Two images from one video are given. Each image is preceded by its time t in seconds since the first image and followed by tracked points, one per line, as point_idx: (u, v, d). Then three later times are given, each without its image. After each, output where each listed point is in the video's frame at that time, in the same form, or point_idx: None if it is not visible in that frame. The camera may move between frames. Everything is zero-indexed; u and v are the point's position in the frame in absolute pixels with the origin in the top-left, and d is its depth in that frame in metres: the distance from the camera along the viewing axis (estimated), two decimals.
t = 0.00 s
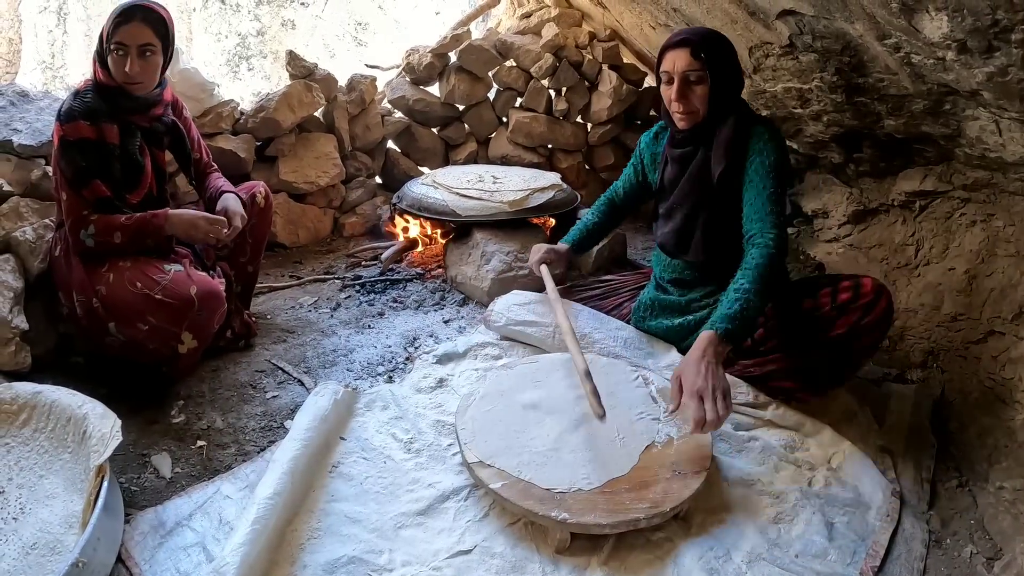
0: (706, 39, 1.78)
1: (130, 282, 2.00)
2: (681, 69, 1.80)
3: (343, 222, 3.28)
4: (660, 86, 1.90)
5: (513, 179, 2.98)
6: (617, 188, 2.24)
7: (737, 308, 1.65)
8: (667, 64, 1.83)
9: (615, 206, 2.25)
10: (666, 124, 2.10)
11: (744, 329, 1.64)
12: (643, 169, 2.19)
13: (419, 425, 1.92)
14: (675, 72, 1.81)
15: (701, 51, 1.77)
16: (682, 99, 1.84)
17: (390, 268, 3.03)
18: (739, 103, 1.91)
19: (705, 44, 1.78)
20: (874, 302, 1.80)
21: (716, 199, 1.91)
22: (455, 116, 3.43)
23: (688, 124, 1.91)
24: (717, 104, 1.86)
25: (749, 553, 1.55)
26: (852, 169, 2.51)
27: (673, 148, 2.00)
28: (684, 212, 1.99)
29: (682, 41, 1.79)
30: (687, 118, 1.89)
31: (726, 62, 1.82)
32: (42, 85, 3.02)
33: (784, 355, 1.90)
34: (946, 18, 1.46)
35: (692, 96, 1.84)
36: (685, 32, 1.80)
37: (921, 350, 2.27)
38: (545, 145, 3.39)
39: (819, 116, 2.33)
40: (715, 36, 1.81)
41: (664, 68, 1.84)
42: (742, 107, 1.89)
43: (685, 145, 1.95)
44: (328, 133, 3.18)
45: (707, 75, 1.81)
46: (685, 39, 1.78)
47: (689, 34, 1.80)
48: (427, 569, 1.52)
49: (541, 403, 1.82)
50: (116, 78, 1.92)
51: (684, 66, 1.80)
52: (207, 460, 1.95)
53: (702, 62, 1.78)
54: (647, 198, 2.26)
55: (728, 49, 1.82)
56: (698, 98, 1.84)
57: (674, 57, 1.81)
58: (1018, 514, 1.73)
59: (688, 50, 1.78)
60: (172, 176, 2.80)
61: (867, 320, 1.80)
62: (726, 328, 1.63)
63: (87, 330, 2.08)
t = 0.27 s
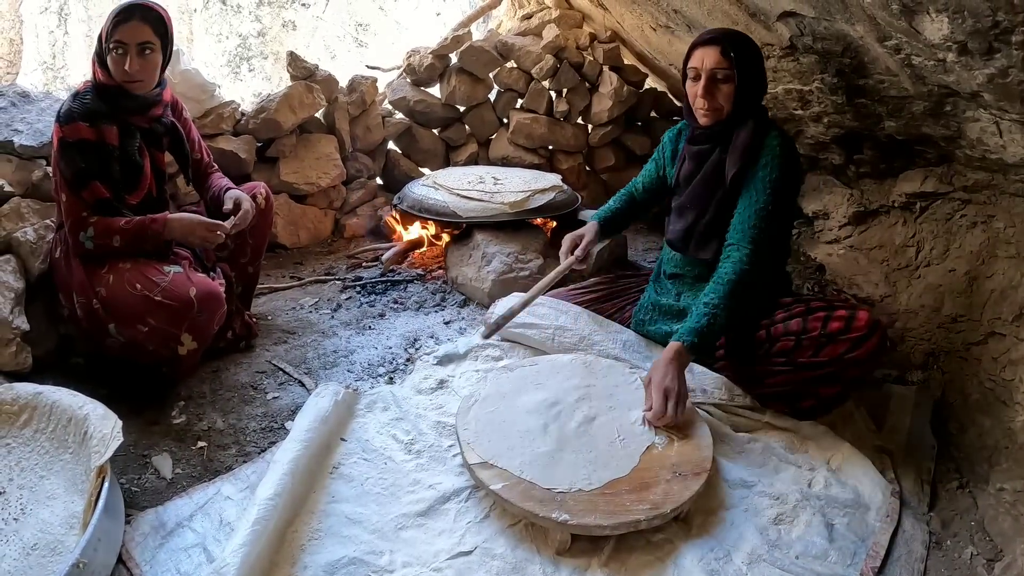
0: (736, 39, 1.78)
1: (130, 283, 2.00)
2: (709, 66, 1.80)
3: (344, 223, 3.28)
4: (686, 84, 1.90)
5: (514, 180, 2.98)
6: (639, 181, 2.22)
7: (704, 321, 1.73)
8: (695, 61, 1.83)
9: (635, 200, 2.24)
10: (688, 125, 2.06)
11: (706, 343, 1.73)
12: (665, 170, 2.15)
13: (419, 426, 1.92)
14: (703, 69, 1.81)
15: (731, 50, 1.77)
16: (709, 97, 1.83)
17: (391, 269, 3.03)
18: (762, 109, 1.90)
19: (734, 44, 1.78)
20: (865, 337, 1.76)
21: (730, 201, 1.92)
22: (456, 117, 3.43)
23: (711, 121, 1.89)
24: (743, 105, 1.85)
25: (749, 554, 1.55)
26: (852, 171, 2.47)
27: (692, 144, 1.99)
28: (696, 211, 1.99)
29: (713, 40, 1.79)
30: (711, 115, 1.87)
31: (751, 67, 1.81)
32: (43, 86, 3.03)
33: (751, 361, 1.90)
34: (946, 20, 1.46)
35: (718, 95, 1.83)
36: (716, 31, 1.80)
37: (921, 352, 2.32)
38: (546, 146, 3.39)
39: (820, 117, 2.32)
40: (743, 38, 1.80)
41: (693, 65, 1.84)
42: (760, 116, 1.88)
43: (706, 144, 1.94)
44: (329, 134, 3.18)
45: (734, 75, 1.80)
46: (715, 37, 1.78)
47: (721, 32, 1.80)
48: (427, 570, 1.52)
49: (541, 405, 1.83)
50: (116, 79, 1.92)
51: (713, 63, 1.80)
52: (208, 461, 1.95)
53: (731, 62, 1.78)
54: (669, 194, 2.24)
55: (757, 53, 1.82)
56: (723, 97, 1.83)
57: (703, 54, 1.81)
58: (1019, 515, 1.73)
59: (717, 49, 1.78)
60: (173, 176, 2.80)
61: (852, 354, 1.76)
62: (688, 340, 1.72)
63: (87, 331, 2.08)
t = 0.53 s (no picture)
0: (760, 39, 1.71)
1: (128, 283, 2.00)
2: (730, 66, 1.73)
3: (345, 222, 3.28)
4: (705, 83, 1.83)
5: (514, 180, 2.98)
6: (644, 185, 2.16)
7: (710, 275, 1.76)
8: (717, 60, 1.76)
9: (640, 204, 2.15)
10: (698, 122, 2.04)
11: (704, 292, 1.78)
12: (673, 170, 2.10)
13: (420, 426, 1.92)
14: (723, 67, 1.74)
15: (754, 49, 1.70)
16: (728, 97, 1.76)
17: (391, 269, 3.03)
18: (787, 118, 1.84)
19: (758, 45, 1.71)
20: (870, 345, 1.73)
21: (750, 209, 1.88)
22: (456, 117, 3.43)
23: (730, 123, 1.82)
24: (764, 109, 1.78)
25: (749, 554, 1.55)
26: (853, 172, 2.50)
27: (712, 147, 1.92)
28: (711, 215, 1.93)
29: (735, 38, 1.72)
30: (729, 116, 1.80)
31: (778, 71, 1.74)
32: (43, 85, 3.03)
33: (754, 362, 1.88)
34: (947, 20, 1.46)
35: (738, 95, 1.76)
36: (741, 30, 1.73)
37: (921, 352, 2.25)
38: (546, 146, 3.39)
39: (820, 118, 2.33)
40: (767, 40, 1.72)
41: (712, 63, 1.78)
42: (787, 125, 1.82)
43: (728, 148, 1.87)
44: (330, 134, 3.18)
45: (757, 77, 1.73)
46: (738, 36, 1.71)
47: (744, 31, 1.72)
48: (427, 570, 1.52)
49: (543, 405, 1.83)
50: (115, 75, 1.92)
51: (734, 63, 1.73)
52: (208, 460, 1.95)
53: (753, 62, 1.71)
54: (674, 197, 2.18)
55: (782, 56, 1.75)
56: (743, 98, 1.76)
57: (724, 54, 1.74)
58: (1018, 516, 1.73)
59: (738, 47, 1.72)
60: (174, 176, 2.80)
61: (858, 361, 1.74)
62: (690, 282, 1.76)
63: (87, 330, 2.08)
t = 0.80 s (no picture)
0: (761, 41, 1.71)
1: (129, 283, 2.00)
2: (730, 68, 1.73)
3: (345, 222, 3.28)
4: (705, 87, 1.82)
5: (515, 180, 2.98)
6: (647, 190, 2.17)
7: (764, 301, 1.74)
8: (716, 63, 1.76)
9: (645, 210, 2.17)
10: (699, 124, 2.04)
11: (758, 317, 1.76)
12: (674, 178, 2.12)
13: (420, 426, 1.92)
14: (723, 70, 1.74)
15: (754, 51, 1.70)
16: (727, 100, 1.75)
17: (392, 269, 3.03)
18: (792, 125, 1.83)
19: (760, 47, 1.71)
20: (875, 353, 1.75)
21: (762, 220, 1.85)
22: (457, 117, 3.43)
23: (730, 128, 1.80)
24: (766, 113, 1.77)
25: (749, 555, 1.55)
26: (853, 173, 2.48)
27: (717, 157, 1.89)
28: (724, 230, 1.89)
29: (736, 41, 1.72)
30: (729, 121, 1.79)
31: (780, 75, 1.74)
32: (44, 84, 3.03)
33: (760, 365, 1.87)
34: (948, 23, 1.46)
35: (738, 99, 1.75)
36: (739, 32, 1.73)
37: (921, 353, 2.26)
38: (547, 146, 3.39)
39: (821, 119, 2.33)
40: (769, 41, 1.72)
41: (712, 66, 1.77)
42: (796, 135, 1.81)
43: (734, 157, 1.85)
44: (330, 134, 3.18)
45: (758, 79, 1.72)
46: (738, 38, 1.71)
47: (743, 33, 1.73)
48: (427, 570, 1.52)
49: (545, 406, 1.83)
50: (118, 74, 1.91)
51: (734, 66, 1.73)
52: (209, 460, 1.95)
53: (754, 65, 1.71)
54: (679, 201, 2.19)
55: (783, 59, 1.74)
56: (743, 102, 1.76)
57: (724, 56, 1.74)
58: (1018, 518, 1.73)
59: (739, 49, 1.72)
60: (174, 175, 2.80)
61: (863, 368, 1.76)
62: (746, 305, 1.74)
63: (87, 329, 2.08)
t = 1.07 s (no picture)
0: (752, 42, 1.70)
1: (130, 283, 2.00)
2: (722, 69, 1.70)
3: (345, 222, 3.29)
4: (695, 90, 1.80)
5: (514, 181, 2.98)
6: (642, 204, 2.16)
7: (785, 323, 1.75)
8: (707, 64, 1.73)
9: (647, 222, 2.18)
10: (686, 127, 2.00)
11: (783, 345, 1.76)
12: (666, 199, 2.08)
13: (419, 426, 1.92)
14: (715, 71, 1.71)
15: (746, 52, 1.69)
16: (721, 102, 1.73)
17: (391, 269, 3.03)
18: (785, 127, 1.82)
19: (752, 48, 1.69)
20: (876, 359, 1.76)
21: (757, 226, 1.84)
22: (456, 118, 3.43)
23: (722, 131, 1.78)
24: (758, 115, 1.75)
25: (748, 555, 1.56)
26: (852, 174, 2.49)
27: (709, 164, 1.86)
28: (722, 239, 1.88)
29: (727, 42, 1.70)
30: (721, 124, 1.77)
31: (772, 76, 1.73)
32: (43, 83, 3.02)
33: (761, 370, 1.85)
34: (947, 25, 1.46)
35: (730, 101, 1.73)
36: (730, 32, 1.72)
37: (920, 354, 2.26)
38: (546, 147, 3.40)
39: (819, 120, 2.33)
40: (761, 42, 1.71)
41: (703, 67, 1.75)
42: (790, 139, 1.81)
43: (727, 162, 1.83)
44: (329, 134, 3.19)
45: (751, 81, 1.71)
46: (730, 39, 1.69)
47: (734, 34, 1.71)
48: (427, 570, 1.52)
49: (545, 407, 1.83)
50: (123, 74, 1.92)
51: (726, 66, 1.70)
52: (208, 459, 1.95)
53: (746, 65, 1.69)
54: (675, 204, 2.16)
55: (774, 60, 1.73)
56: (736, 104, 1.74)
57: (716, 58, 1.71)
58: (1016, 518, 1.74)
59: (732, 50, 1.69)
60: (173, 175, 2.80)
61: (863, 374, 1.75)
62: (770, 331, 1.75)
63: (86, 329, 2.08)
